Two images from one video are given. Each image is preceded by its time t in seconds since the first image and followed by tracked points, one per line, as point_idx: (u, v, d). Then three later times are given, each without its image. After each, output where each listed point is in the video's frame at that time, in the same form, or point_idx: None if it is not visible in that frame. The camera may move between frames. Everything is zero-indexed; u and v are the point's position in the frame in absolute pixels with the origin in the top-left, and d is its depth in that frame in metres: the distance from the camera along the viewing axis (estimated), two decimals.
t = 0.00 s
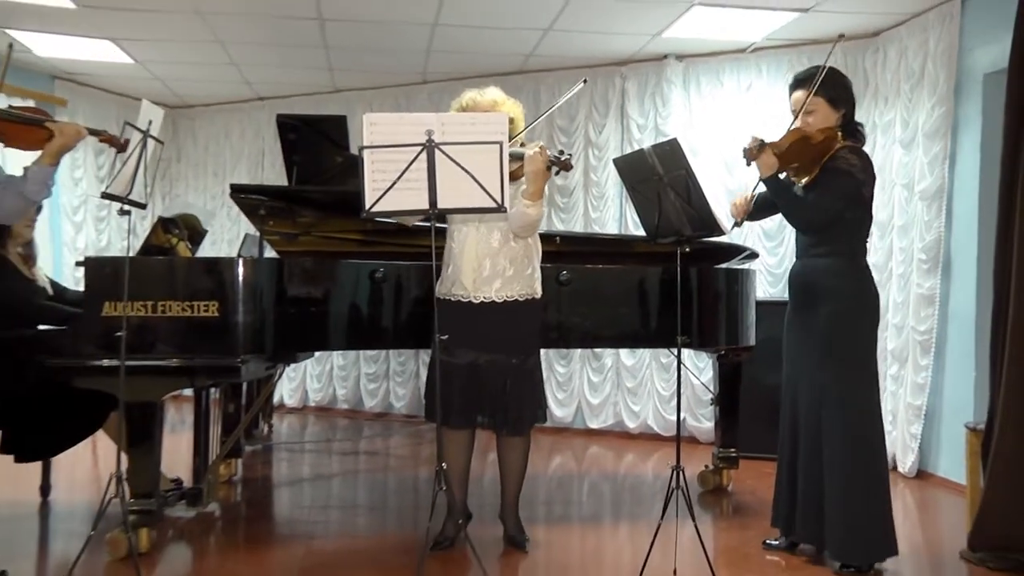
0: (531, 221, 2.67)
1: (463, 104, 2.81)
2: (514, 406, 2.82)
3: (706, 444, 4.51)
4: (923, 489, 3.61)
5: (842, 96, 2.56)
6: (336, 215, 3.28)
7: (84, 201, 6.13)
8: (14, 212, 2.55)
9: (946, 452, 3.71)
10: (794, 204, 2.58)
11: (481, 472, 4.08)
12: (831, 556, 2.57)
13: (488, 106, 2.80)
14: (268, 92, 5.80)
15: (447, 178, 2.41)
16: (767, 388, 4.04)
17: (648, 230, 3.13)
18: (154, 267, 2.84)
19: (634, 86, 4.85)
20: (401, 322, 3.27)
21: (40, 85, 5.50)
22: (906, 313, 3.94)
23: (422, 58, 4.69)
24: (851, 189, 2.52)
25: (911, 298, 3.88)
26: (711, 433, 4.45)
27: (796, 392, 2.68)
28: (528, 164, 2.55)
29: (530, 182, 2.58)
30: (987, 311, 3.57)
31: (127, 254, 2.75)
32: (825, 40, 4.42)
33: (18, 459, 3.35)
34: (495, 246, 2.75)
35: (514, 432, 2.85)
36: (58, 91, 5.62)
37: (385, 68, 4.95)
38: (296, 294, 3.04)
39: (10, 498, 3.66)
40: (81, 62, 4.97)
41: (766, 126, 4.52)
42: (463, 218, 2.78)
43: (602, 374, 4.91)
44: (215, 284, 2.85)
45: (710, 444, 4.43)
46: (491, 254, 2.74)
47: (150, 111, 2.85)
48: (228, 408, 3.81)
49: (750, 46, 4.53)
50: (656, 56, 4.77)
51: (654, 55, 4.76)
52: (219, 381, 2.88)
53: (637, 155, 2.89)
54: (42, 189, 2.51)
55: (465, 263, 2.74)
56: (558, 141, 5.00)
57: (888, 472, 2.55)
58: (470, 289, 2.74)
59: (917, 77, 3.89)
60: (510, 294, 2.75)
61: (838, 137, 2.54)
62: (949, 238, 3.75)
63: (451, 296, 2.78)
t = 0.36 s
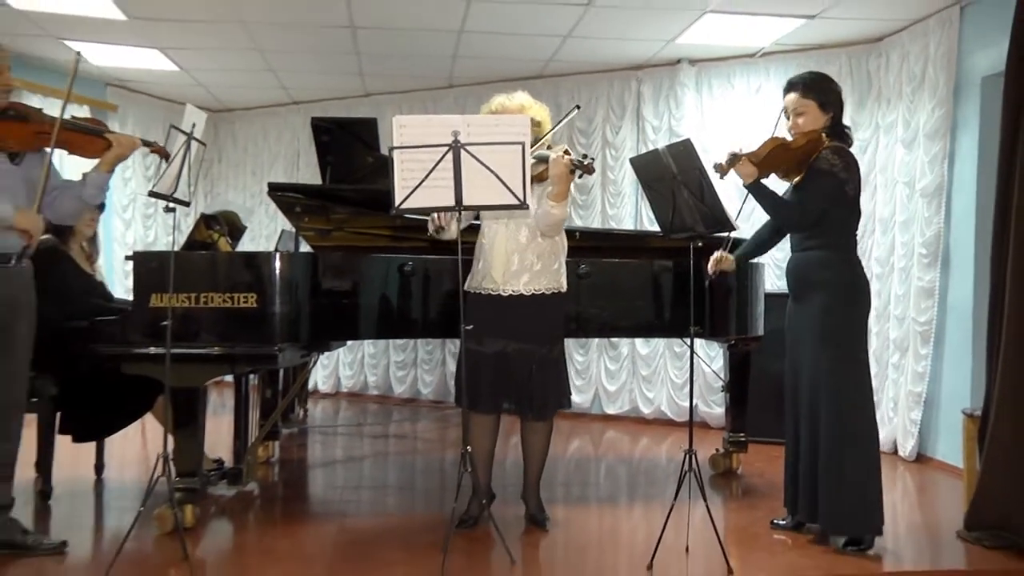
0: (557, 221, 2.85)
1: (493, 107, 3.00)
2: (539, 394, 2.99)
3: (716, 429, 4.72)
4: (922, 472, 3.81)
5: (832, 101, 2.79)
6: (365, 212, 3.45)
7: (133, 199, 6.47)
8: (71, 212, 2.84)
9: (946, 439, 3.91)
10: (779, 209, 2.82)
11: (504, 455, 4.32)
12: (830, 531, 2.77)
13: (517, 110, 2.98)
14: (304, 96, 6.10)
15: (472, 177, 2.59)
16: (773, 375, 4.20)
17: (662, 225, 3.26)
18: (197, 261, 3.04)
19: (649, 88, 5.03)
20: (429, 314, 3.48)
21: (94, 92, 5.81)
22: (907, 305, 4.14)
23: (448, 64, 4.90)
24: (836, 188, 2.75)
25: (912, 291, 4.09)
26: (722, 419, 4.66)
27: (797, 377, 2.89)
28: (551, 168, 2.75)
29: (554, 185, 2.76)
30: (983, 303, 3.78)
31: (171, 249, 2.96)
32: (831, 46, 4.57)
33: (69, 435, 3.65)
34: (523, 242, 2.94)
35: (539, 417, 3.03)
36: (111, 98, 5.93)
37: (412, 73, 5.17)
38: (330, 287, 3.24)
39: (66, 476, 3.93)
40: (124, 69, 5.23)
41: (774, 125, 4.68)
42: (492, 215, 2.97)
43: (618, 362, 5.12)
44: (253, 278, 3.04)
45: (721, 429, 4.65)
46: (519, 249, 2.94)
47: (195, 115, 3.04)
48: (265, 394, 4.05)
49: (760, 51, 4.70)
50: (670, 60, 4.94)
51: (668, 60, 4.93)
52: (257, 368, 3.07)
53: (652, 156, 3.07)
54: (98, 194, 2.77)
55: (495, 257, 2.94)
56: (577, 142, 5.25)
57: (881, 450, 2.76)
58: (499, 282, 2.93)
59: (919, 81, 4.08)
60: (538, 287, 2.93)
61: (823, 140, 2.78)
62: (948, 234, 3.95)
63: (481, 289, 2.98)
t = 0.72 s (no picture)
0: (576, 220, 3.04)
1: (517, 112, 3.19)
2: (559, 386, 3.19)
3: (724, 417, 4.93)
4: (918, 458, 3.99)
5: (828, 106, 2.96)
6: (391, 211, 3.64)
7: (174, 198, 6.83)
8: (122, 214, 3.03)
9: (941, 428, 4.11)
10: (787, 203, 2.95)
11: (521, 441, 4.56)
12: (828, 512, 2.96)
13: (540, 115, 3.16)
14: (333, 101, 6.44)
15: (493, 177, 2.77)
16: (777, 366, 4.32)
17: (672, 223, 3.43)
18: (233, 258, 3.26)
19: (660, 94, 5.26)
20: (452, 307, 3.67)
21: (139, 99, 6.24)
22: (904, 299, 4.33)
23: (467, 70, 5.13)
24: (837, 187, 2.91)
25: (909, 286, 4.29)
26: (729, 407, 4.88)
27: (797, 368, 3.07)
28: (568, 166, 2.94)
29: (570, 183, 2.97)
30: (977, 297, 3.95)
31: (209, 246, 3.18)
32: (834, 52, 4.76)
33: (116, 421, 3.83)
34: (546, 239, 3.14)
35: (559, 404, 3.21)
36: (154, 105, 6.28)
37: (435, 78, 5.39)
38: (358, 281, 3.45)
39: (114, 458, 4.20)
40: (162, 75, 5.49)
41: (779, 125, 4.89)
42: (518, 213, 3.16)
43: (630, 353, 5.38)
44: (286, 273, 3.27)
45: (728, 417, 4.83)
46: (541, 245, 3.13)
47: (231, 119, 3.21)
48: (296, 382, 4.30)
49: (765, 58, 4.91)
50: (679, 67, 5.18)
51: (678, 67, 5.16)
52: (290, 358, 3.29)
53: (663, 156, 3.26)
54: (148, 199, 3.04)
55: (520, 253, 3.14)
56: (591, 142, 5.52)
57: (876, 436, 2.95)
58: (523, 277, 3.12)
59: (915, 87, 4.26)
60: (559, 282, 3.12)
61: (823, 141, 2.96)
62: (944, 232, 4.15)
63: (505, 283, 3.17)
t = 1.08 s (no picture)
0: (592, 212, 3.18)
1: (540, 115, 3.34)
2: (576, 374, 3.36)
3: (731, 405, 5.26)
4: (914, 444, 4.22)
5: (832, 109, 3.09)
6: (416, 211, 3.81)
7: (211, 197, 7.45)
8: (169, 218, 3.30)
9: (936, 415, 4.34)
10: (799, 201, 3.14)
11: (539, 426, 4.83)
12: (829, 494, 3.13)
13: (561, 119, 3.31)
14: (361, 104, 6.87)
15: (512, 176, 2.93)
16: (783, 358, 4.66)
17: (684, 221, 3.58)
18: (267, 254, 3.49)
19: (671, 97, 5.60)
20: (474, 300, 3.88)
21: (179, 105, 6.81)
22: (902, 293, 4.56)
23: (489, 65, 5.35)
24: (844, 187, 3.08)
25: (907, 279, 4.52)
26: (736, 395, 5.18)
27: (798, 358, 3.24)
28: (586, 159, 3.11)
29: (588, 174, 3.12)
30: (969, 289, 4.18)
31: (245, 242, 3.41)
32: (835, 58, 5.06)
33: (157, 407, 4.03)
34: (564, 234, 3.32)
35: (574, 392, 3.37)
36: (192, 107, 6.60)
37: (458, 81, 5.79)
38: (384, 275, 3.66)
39: (156, 442, 4.49)
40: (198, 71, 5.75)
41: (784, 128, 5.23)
42: (535, 211, 3.36)
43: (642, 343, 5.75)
44: (316, 268, 3.48)
45: (735, 404, 5.08)
46: (559, 240, 3.31)
47: (265, 123, 3.32)
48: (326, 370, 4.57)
49: (770, 63, 5.23)
50: (688, 72, 5.52)
51: (687, 72, 5.50)
52: (320, 348, 3.51)
53: (675, 157, 3.42)
54: (192, 206, 3.24)
55: (538, 248, 3.33)
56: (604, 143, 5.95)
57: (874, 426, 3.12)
58: (541, 269, 3.31)
59: (913, 91, 4.50)
60: (575, 275, 3.31)
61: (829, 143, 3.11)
62: (938, 230, 4.37)
63: (525, 276, 3.36)
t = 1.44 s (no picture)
0: (599, 213, 3.37)
1: (554, 118, 3.48)
2: (587, 364, 3.56)
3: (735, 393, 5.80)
4: (910, 431, 4.72)
5: (839, 112, 3.25)
6: (439, 208, 4.04)
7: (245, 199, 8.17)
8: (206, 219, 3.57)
9: (930, 403, 4.86)
10: (805, 200, 3.25)
11: (553, 412, 5.15)
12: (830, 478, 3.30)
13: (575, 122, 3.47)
14: (389, 107, 7.37)
15: (530, 177, 3.05)
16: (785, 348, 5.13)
17: (692, 218, 3.75)
18: (297, 250, 3.68)
19: (680, 101, 6.27)
20: (493, 295, 4.09)
21: (214, 110, 7.44)
22: (898, 287, 5.10)
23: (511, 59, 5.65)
24: (851, 186, 3.24)
25: (903, 275, 5.03)
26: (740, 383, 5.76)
27: (803, 349, 3.40)
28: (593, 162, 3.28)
29: (595, 177, 3.30)
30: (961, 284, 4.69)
31: (277, 239, 3.61)
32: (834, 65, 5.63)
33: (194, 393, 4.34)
34: (577, 232, 3.49)
35: (586, 381, 3.59)
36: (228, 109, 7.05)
37: (480, 84, 6.43)
38: (408, 270, 3.87)
39: (194, 427, 4.79)
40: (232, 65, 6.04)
41: (785, 128, 5.86)
42: (549, 210, 3.52)
43: (652, 335, 6.37)
44: (344, 264, 3.68)
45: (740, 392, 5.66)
46: (572, 238, 3.48)
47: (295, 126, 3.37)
48: (354, 360, 4.84)
49: (774, 69, 5.87)
50: (698, 78, 6.18)
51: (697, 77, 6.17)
52: (347, 339, 3.70)
53: (684, 158, 3.57)
54: (229, 212, 3.60)
55: (551, 245, 3.49)
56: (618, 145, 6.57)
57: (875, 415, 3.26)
58: (554, 266, 3.48)
59: (908, 96, 5.05)
60: (587, 271, 3.49)
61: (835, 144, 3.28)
62: (935, 226, 4.88)
63: (541, 271, 3.54)
